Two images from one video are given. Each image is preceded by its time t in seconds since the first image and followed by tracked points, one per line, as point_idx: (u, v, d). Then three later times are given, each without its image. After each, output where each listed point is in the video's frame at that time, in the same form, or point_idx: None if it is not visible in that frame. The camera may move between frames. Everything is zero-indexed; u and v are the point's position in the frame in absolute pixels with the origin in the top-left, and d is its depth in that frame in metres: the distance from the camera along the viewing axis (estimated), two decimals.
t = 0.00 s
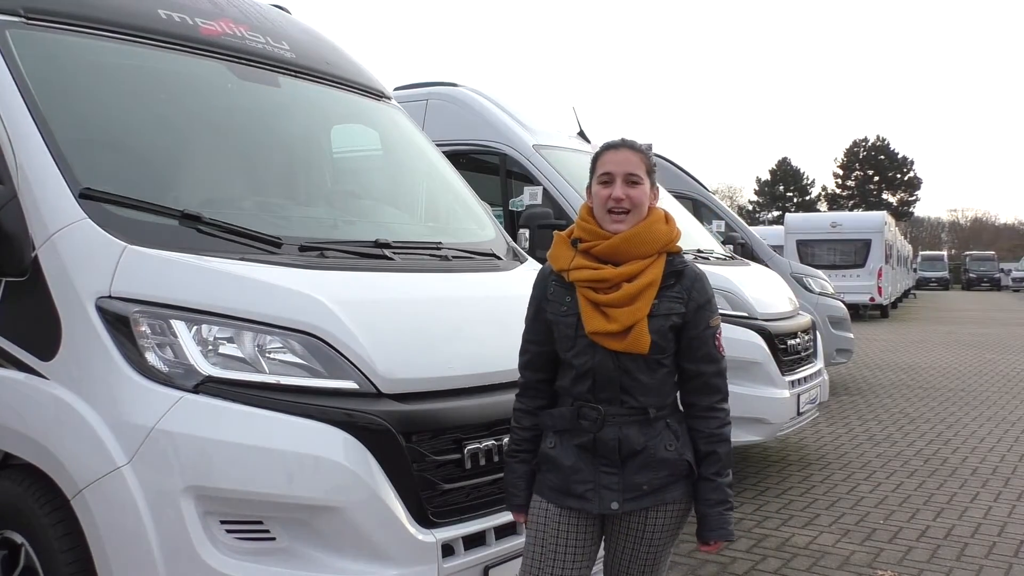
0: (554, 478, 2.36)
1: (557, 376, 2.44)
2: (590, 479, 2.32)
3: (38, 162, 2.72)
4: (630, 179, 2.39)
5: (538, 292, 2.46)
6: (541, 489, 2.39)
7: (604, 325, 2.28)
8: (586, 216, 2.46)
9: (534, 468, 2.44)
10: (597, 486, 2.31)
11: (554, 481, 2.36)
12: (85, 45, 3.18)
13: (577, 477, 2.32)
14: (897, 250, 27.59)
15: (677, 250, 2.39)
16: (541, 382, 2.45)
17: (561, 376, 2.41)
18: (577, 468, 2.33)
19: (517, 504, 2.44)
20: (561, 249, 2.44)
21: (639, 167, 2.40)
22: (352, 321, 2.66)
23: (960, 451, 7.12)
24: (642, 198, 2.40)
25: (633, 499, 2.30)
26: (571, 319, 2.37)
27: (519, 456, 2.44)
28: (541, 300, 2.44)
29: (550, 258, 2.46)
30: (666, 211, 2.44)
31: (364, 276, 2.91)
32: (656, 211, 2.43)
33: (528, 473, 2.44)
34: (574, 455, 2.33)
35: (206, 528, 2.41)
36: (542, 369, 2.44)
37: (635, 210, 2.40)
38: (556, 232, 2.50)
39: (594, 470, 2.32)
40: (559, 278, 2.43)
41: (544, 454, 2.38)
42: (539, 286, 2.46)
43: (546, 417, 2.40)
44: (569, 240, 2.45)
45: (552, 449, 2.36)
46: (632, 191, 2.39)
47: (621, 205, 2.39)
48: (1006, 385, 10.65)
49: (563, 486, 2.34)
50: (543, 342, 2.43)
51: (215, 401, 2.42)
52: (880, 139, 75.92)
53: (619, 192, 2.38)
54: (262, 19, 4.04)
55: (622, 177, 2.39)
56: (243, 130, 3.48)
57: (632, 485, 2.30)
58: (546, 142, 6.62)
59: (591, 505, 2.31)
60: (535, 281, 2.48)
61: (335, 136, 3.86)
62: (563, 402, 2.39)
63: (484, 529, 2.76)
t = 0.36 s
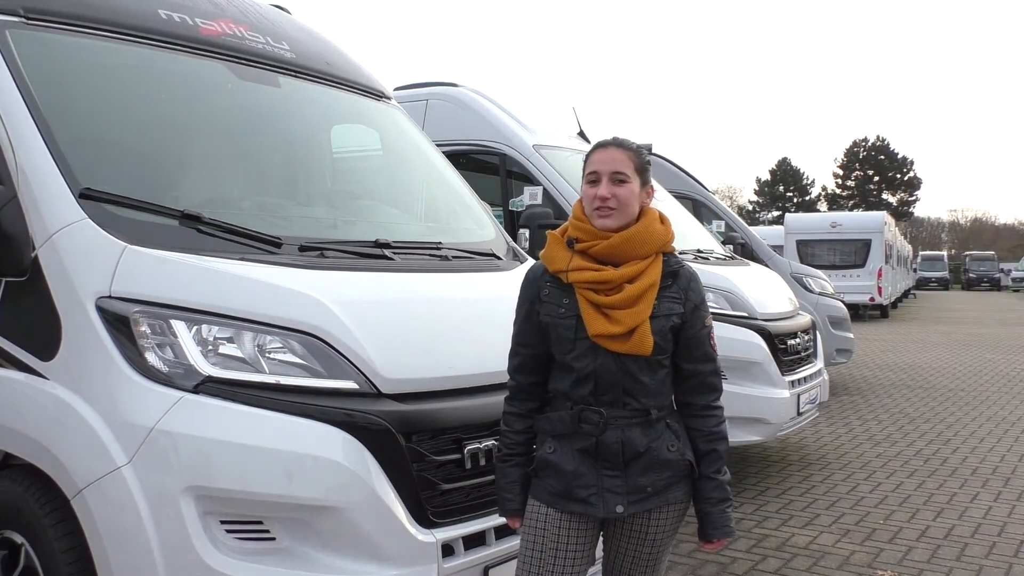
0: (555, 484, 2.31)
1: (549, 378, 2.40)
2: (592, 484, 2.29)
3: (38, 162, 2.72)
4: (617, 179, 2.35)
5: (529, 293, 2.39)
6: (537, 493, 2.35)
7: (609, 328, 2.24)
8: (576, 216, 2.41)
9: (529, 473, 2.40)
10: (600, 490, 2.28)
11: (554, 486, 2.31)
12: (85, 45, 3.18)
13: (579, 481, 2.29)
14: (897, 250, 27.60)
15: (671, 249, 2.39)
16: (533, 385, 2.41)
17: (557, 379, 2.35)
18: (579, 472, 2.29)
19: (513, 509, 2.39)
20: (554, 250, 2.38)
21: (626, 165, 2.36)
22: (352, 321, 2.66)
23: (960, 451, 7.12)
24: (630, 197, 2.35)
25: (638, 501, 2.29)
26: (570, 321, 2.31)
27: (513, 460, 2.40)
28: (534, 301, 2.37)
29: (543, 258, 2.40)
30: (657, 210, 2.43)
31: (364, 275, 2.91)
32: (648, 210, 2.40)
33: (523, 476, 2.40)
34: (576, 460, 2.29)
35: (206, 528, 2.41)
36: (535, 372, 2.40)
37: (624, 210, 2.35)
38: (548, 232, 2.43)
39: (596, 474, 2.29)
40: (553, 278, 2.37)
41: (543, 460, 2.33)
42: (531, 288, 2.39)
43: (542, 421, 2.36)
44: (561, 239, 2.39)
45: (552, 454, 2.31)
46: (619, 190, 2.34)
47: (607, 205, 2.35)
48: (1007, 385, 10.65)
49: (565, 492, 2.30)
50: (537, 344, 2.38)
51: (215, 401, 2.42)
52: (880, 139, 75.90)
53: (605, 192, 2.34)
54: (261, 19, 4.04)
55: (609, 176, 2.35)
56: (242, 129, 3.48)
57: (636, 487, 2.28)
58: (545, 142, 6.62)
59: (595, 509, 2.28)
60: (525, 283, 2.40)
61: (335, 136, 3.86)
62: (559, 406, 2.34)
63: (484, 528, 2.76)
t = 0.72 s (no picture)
0: (550, 487, 2.27)
1: (541, 379, 2.36)
2: (587, 486, 2.26)
3: (38, 162, 2.72)
4: (606, 185, 2.32)
5: (522, 293, 2.35)
6: (528, 495, 2.31)
7: (606, 331, 2.22)
8: (568, 219, 2.39)
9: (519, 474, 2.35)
10: (595, 493, 2.26)
11: (548, 489, 2.27)
12: (84, 45, 3.18)
13: (575, 484, 2.25)
14: (897, 250, 27.60)
15: (664, 251, 2.39)
16: (524, 386, 2.36)
17: (550, 380, 2.32)
18: (574, 475, 2.26)
19: (503, 510, 2.34)
20: (548, 252, 2.35)
21: (614, 171, 2.33)
22: (352, 321, 2.66)
23: (960, 451, 7.12)
24: (620, 203, 2.32)
25: (632, 502, 2.28)
26: (565, 323, 2.28)
27: (502, 461, 2.35)
28: (527, 302, 2.34)
29: (537, 260, 2.37)
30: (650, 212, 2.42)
31: (364, 275, 2.91)
32: (640, 212, 2.39)
33: (513, 477, 2.34)
34: (570, 462, 2.26)
35: (206, 528, 2.41)
36: (527, 373, 2.35)
37: (615, 215, 2.33)
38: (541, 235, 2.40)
39: (590, 477, 2.27)
40: (548, 279, 2.34)
41: (535, 462, 2.29)
42: (524, 288, 2.35)
43: (535, 422, 2.32)
44: (555, 241, 2.37)
45: (545, 456, 2.28)
46: (608, 197, 2.32)
47: (598, 211, 2.33)
48: (1007, 385, 10.65)
49: (559, 495, 2.27)
50: (530, 345, 2.34)
51: (215, 401, 2.42)
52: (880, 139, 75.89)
53: (594, 199, 2.32)
54: (261, 19, 4.04)
55: (598, 182, 2.33)
56: (242, 129, 3.47)
57: (630, 488, 2.27)
58: (545, 142, 6.62)
59: (590, 512, 2.26)
60: (518, 283, 2.36)
61: (335, 136, 3.86)
62: (551, 407, 2.30)
63: (485, 528, 2.76)
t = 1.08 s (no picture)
0: (537, 490, 2.26)
1: (528, 381, 2.36)
2: (573, 490, 2.24)
3: (38, 162, 2.72)
4: (597, 182, 2.32)
5: (510, 294, 2.36)
6: (513, 498, 2.30)
7: (591, 333, 2.22)
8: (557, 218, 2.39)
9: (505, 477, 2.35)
10: (581, 496, 2.24)
11: (533, 492, 2.26)
12: (84, 45, 3.18)
13: (560, 488, 2.24)
14: (897, 250, 27.61)
15: (653, 252, 2.38)
16: (511, 388, 2.36)
17: (536, 382, 2.31)
18: (560, 478, 2.24)
19: (487, 515, 2.33)
20: (535, 253, 2.35)
21: (605, 169, 2.34)
22: (352, 321, 2.66)
23: (960, 451, 7.12)
24: (610, 201, 2.33)
25: (618, 507, 2.26)
26: (551, 325, 2.28)
27: (489, 465, 2.34)
28: (514, 304, 2.34)
29: (524, 261, 2.37)
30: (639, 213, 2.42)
31: (364, 275, 2.91)
32: (629, 212, 2.39)
33: (497, 481, 2.34)
34: (556, 465, 2.25)
35: (206, 527, 2.41)
36: (513, 374, 2.35)
37: (605, 214, 2.33)
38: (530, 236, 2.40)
39: (576, 480, 2.25)
40: (535, 280, 2.34)
41: (521, 465, 2.27)
42: (511, 289, 2.36)
43: (521, 425, 2.31)
44: (542, 241, 2.37)
45: (531, 459, 2.27)
46: (599, 194, 2.32)
47: (588, 209, 2.32)
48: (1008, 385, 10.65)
49: (545, 498, 2.25)
50: (517, 347, 2.34)
51: (215, 401, 2.42)
52: (880, 138, 75.89)
53: (585, 196, 2.32)
54: (262, 19, 4.04)
55: (589, 179, 2.33)
56: (241, 129, 3.47)
57: (616, 492, 2.25)
58: (546, 142, 6.62)
59: (576, 516, 2.24)
60: (506, 284, 2.37)
61: (335, 136, 3.86)
62: (538, 409, 2.30)
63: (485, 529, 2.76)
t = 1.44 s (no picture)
0: (519, 497, 2.24)
1: (509, 387, 2.34)
2: (556, 497, 2.23)
3: (38, 162, 2.72)
4: (579, 176, 2.30)
5: (489, 299, 2.33)
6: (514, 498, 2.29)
7: (572, 336, 2.18)
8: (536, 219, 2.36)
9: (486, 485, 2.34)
10: (563, 503, 2.23)
11: (516, 498, 2.24)
12: (84, 46, 3.18)
13: (544, 494, 2.23)
14: (897, 250, 27.62)
15: (634, 252, 2.36)
16: (492, 395, 2.34)
17: (518, 388, 2.30)
18: (543, 485, 2.23)
19: (466, 523, 2.32)
20: (514, 255, 2.32)
21: (589, 163, 2.32)
22: (352, 321, 2.66)
23: (960, 451, 7.12)
24: (592, 195, 2.30)
25: (602, 514, 2.25)
26: (530, 330, 2.25)
27: (468, 472, 2.33)
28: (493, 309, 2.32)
29: (503, 264, 2.34)
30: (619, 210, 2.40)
31: (364, 275, 2.91)
32: (609, 212, 2.36)
33: (478, 489, 2.33)
34: (539, 472, 2.24)
35: (206, 528, 2.41)
36: (494, 381, 2.34)
37: (587, 208, 2.30)
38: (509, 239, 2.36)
39: (560, 487, 2.24)
40: (514, 284, 2.31)
41: (503, 471, 2.26)
42: (490, 294, 2.33)
43: (502, 431, 2.29)
44: (521, 243, 2.34)
45: (513, 466, 2.25)
46: (582, 187, 2.30)
47: (571, 202, 2.30)
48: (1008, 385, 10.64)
49: (528, 505, 2.24)
50: (496, 354, 2.32)
51: (215, 401, 2.42)
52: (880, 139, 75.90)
53: (568, 187, 2.29)
54: (262, 19, 4.04)
55: (571, 172, 2.31)
56: (241, 129, 3.47)
57: (601, 500, 2.24)
58: (546, 142, 6.62)
59: (559, 523, 2.23)
60: (484, 289, 2.34)
61: (335, 136, 3.86)
62: (520, 415, 2.28)
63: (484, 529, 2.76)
